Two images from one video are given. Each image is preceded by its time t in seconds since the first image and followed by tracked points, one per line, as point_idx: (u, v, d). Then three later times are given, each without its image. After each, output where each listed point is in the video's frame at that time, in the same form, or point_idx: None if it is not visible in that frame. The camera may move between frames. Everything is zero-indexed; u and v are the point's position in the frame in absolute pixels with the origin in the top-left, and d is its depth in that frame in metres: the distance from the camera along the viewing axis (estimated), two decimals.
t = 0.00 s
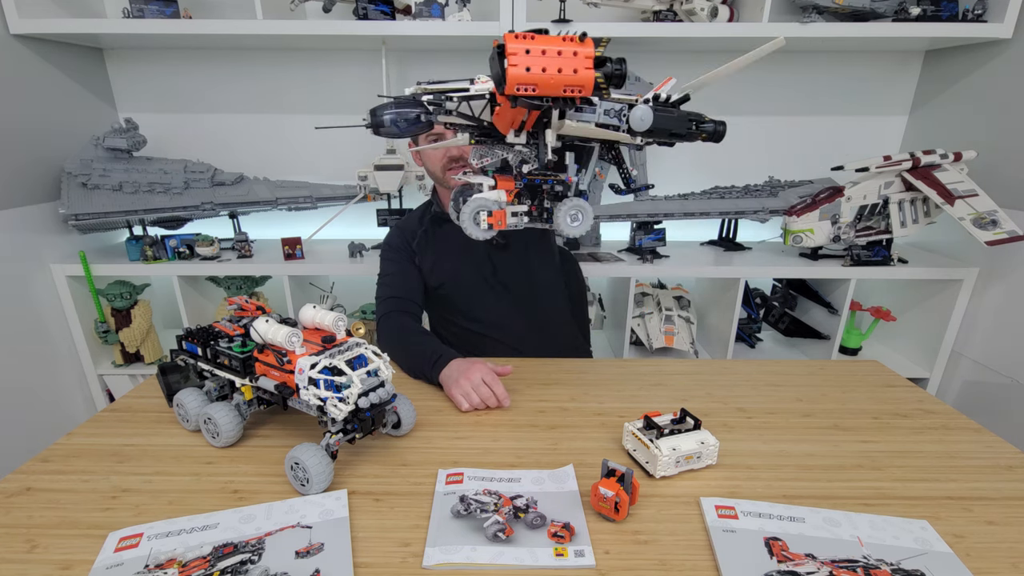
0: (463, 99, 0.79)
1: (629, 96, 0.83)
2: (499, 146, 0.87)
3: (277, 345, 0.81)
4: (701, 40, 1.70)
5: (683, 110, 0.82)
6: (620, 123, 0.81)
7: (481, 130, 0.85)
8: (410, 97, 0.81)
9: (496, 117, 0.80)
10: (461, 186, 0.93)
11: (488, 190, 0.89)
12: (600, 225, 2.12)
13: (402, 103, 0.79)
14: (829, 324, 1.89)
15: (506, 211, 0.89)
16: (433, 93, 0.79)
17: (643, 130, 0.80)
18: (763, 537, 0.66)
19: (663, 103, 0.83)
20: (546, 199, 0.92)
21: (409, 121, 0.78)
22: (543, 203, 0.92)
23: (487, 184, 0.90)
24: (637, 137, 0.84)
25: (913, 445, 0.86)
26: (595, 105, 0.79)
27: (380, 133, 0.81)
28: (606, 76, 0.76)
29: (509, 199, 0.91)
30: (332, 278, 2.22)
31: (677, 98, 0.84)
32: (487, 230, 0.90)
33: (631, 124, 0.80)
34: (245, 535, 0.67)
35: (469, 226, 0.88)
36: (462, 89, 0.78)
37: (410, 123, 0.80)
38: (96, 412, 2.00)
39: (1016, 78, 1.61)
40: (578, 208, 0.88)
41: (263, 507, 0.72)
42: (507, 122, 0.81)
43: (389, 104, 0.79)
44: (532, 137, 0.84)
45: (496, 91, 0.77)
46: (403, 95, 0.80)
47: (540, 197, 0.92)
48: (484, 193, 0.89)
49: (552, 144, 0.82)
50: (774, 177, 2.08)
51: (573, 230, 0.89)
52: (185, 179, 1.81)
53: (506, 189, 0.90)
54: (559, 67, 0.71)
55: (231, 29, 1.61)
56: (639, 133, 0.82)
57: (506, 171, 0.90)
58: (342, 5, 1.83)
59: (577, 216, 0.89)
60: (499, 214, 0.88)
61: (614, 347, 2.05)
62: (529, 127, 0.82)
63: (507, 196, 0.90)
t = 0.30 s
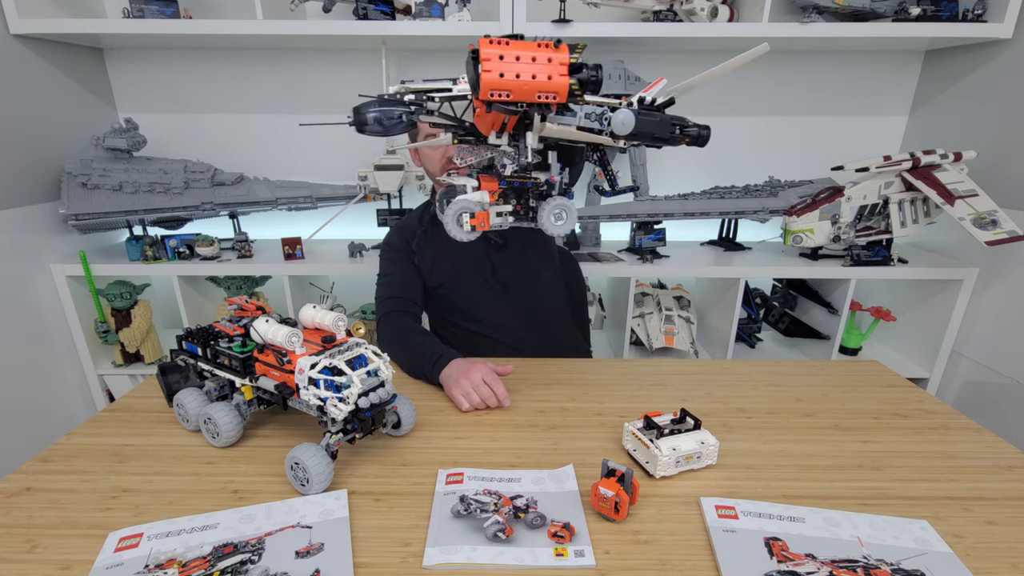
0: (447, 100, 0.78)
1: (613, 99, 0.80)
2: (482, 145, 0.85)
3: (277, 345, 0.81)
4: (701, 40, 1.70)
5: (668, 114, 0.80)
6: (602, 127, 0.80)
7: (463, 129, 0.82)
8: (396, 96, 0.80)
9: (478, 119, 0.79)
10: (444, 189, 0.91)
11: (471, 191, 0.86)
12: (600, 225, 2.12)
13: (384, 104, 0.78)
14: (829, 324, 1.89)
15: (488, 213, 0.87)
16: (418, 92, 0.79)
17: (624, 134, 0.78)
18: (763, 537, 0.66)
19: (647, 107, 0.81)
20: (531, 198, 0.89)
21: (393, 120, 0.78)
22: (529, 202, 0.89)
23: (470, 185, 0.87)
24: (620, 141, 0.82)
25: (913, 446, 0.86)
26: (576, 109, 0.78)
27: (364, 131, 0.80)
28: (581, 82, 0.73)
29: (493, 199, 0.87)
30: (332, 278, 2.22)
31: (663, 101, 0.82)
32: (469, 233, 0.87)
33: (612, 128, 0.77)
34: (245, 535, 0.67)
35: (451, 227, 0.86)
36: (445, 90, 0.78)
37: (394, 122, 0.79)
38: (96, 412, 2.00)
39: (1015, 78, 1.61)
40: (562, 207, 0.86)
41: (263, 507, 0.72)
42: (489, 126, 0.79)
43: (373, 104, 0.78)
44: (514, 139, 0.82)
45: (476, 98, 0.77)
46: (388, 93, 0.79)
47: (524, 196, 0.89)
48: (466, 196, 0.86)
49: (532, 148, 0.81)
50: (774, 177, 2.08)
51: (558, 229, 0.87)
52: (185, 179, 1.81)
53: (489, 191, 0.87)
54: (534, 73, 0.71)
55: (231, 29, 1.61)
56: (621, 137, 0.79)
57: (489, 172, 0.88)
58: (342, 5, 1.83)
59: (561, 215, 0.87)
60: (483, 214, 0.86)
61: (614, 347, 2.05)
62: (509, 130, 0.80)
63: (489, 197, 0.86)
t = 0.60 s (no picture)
0: (430, 101, 0.77)
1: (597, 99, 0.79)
2: (468, 146, 0.83)
3: (277, 345, 0.81)
4: (701, 40, 1.70)
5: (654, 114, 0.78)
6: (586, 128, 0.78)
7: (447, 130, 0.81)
8: (381, 98, 0.80)
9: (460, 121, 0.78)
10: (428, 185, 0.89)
11: (454, 189, 0.85)
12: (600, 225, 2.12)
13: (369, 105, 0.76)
14: (829, 324, 1.89)
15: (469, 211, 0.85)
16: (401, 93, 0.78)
17: (608, 135, 0.77)
18: (763, 537, 0.66)
19: (633, 107, 0.79)
20: (516, 201, 0.87)
21: (379, 122, 0.77)
22: (513, 205, 0.87)
23: (454, 183, 0.85)
24: (604, 142, 0.80)
25: (913, 446, 0.86)
26: (558, 110, 0.76)
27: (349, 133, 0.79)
28: (555, 86, 0.73)
29: (476, 199, 0.86)
30: (332, 278, 2.22)
31: (650, 102, 0.80)
32: (450, 230, 0.86)
33: (596, 130, 0.76)
34: (245, 535, 0.67)
35: (432, 223, 0.84)
36: (428, 91, 0.77)
37: (380, 124, 0.78)
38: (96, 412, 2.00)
39: (1015, 78, 1.61)
40: (545, 212, 0.83)
41: (263, 507, 0.72)
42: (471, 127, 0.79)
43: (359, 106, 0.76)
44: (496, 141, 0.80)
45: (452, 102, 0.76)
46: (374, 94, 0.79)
47: (507, 199, 0.87)
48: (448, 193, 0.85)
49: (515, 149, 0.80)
50: (774, 177, 2.08)
51: (541, 234, 0.84)
52: (185, 179, 1.81)
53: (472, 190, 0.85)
54: (506, 77, 0.70)
55: (231, 29, 1.61)
56: (604, 139, 0.78)
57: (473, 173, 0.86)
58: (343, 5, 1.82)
59: (544, 219, 0.84)
60: (464, 214, 0.84)
61: (614, 347, 2.05)
62: (492, 130, 0.78)
63: (472, 196, 0.85)
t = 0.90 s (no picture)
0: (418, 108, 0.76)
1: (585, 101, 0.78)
2: (457, 151, 0.83)
3: (277, 345, 0.81)
4: (701, 40, 1.70)
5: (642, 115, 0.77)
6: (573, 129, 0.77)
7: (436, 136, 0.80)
8: (369, 103, 0.78)
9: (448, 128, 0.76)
10: (421, 192, 0.89)
11: (445, 196, 0.85)
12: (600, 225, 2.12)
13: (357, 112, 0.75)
14: (829, 324, 1.89)
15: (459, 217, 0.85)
16: (390, 100, 0.76)
17: (596, 138, 0.77)
18: (763, 537, 0.66)
19: (623, 107, 0.78)
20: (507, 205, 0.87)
21: (368, 129, 0.75)
22: (506, 208, 0.87)
23: (445, 189, 0.86)
24: (593, 144, 0.80)
25: (913, 446, 0.86)
26: (544, 114, 0.76)
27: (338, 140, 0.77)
28: (538, 91, 0.73)
29: (467, 204, 0.87)
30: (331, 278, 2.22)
31: (640, 102, 0.79)
32: (441, 237, 0.85)
33: (584, 132, 0.76)
34: (245, 535, 0.67)
35: (423, 230, 0.83)
36: (416, 98, 0.76)
37: (369, 131, 0.76)
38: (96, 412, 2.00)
39: (1015, 78, 1.61)
40: (536, 213, 0.84)
41: (264, 507, 0.72)
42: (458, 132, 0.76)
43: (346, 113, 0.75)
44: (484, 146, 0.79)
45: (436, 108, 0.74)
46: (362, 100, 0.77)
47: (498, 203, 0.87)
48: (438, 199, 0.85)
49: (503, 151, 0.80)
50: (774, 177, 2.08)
51: (532, 235, 0.85)
52: (185, 179, 1.81)
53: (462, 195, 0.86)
54: (488, 85, 0.70)
55: (231, 29, 1.61)
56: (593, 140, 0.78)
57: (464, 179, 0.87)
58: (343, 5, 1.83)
59: (535, 221, 0.85)
60: (457, 219, 0.84)
61: (614, 347, 2.05)
62: (480, 135, 0.77)
63: (462, 201, 0.85)
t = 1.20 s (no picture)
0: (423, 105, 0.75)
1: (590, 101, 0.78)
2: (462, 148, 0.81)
3: (277, 345, 0.81)
4: (701, 40, 1.70)
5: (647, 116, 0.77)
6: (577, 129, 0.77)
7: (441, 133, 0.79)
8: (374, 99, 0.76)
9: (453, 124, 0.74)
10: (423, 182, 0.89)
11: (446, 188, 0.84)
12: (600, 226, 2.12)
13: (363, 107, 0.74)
14: (830, 324, 1.89)
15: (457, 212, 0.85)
16: (396, 96, 0.75)
17: (600, 137, 0.76)
18: (763, 537, 0.66)
19: (628, 108, 0.78)
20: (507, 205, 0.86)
21: (374, 125, 0.74)
22: (505, 208, 0.86)
23: (447, 182, 0.85)
24: (596, 143, 0.80)
25: (912, 446, 0.86)
26: (547, 112, 0.75)
27: (344, 135, 0.76)
28: (539, 90, 0.70)
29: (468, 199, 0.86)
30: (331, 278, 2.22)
31: (645, 103, 0.79)
32: (437, 228, 0.85)
33: (586, 131, 0.76)
34: (245, 535, 0.67)
35: (419, 220, 0.84)
36: (421, 95, 0.75)
37: (374, 126, 0.75)
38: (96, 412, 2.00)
39: (1015, 78, 1.61)
40: (534, 216, 0.83)
41: (263, 507, 0.72)
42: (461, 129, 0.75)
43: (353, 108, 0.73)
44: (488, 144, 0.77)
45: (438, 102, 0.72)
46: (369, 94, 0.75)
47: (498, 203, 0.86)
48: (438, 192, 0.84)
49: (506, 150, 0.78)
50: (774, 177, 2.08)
51: (528, 238, 0.85)
52: (185, 179, 1.81)
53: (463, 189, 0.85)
54: (490, 82, 0.68)
55: (231, 28, 1.61)
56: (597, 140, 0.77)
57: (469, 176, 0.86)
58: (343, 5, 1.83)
59: (532, 224, 0.84)
60: (455, 215, 0.85)
61: (614, 347, 2.05)
62: (482, 133, 0.75)
63: (463, 196, 0.85)
